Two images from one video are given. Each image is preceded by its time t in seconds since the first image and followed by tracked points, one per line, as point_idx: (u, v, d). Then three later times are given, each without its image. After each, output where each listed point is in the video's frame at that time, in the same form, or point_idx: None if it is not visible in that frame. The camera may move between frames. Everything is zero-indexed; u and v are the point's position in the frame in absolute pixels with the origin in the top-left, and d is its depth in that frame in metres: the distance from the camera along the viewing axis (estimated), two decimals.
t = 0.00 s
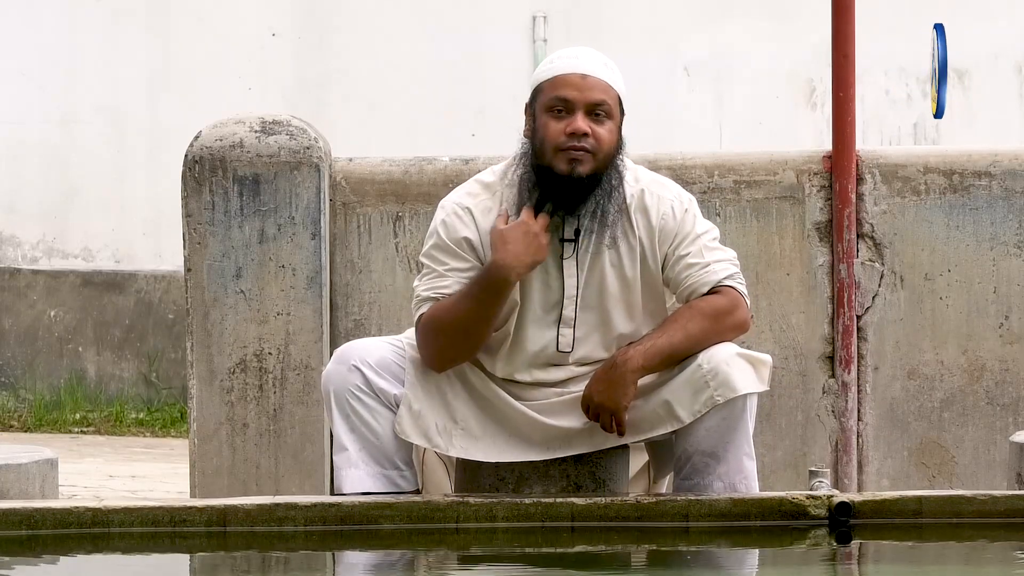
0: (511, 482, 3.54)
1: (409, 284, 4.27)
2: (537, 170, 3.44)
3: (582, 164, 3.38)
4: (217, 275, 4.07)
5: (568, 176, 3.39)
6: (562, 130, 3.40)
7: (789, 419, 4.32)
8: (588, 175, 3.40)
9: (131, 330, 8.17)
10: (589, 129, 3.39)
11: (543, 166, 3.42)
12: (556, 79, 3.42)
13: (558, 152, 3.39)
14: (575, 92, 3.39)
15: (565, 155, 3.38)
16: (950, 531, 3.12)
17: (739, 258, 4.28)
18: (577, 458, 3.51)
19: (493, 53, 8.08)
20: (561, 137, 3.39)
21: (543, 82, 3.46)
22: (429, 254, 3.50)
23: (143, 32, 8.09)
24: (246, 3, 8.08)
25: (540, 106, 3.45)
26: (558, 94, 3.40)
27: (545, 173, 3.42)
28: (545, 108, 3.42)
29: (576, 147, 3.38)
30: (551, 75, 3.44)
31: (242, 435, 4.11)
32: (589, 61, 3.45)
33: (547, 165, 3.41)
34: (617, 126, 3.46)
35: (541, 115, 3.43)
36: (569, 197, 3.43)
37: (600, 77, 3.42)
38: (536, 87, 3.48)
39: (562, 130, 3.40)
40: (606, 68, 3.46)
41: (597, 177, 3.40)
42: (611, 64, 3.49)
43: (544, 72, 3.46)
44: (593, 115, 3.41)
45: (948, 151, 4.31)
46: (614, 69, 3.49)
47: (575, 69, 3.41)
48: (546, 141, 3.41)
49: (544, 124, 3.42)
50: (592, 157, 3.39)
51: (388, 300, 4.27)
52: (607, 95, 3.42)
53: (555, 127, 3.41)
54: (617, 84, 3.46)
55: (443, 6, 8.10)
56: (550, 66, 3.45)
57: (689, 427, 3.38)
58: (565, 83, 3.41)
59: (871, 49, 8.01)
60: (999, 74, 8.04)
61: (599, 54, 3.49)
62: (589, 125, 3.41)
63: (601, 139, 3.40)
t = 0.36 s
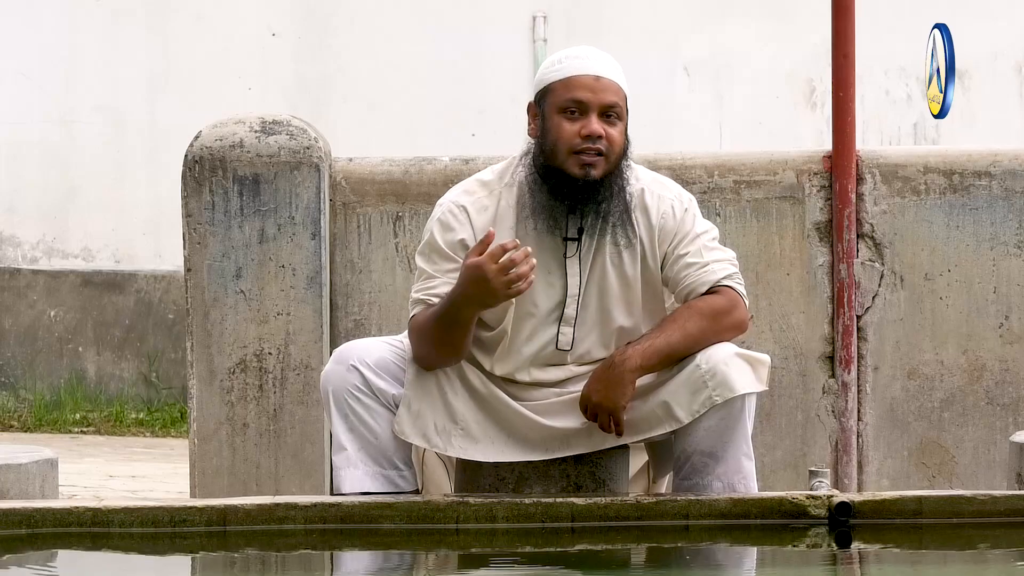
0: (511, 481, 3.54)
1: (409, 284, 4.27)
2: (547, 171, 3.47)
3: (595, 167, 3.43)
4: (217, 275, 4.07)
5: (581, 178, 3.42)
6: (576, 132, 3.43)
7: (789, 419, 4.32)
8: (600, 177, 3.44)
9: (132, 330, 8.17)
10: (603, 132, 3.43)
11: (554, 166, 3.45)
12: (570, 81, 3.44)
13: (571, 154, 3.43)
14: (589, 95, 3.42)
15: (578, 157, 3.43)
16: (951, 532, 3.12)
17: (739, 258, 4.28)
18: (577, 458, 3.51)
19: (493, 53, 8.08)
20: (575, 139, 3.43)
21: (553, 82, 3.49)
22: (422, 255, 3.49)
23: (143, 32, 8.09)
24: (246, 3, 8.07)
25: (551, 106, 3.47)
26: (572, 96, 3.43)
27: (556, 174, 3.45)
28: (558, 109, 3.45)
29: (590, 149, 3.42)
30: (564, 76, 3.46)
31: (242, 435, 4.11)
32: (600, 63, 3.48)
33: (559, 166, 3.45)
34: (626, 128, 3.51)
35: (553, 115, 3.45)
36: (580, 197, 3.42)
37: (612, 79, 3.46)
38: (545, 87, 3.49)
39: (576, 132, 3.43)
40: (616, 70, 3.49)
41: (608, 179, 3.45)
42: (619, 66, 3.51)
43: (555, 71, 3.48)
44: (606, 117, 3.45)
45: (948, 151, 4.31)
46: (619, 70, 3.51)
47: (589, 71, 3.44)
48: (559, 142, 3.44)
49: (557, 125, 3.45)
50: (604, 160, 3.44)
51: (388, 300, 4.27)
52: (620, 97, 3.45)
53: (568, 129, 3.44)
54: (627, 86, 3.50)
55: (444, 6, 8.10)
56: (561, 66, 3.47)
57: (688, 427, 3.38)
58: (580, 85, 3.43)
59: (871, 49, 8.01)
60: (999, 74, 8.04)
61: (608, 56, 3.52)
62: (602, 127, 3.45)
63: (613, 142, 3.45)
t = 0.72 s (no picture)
0: (511, 481, 3.54)
1: (409, 283, 4.28)
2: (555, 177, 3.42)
3: (604, 173, 3.39)
4: (217, 275, 4.07)
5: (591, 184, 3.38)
6: (586, 139, 3.38)
7: (789, 418, 4.32)
8: (608, 184, 3.40)
9: (132, 330, 8.17)
10: (614, 139, 3.39)
11: (563, 173, 3.40)
12: (580, 86, 3.40)
13: (581, 160, 3.38)
14: (600, 101, 3.38)
15: (588, 163, 3.37)
16: (951, 531, 3.12)
17: (739, 258, 4.27)
18: (577, 458, 3.51)
19: (493, 53, 8.08)
20: (585, 146, 3.38)
21: (563, 87, 3.44)
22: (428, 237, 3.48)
23: (143, 32, 8.09)
24: (246, 3, 8.07)
25: (560, 112, 3.42)
26: (583, 102, 3.39)
27: (565, 180, 3.40)
28: (569, 115, 3.40)
29: (601, 156, 3.38)
30: (574, 81, 3.41)
31: (242, 435, 4.11)
32: (609, 69, 3.44)
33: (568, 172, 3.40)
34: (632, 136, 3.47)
35: (564, 121, 3.41)
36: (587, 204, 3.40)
37: (622, 86, 3.43)
38: (555, 91, 3.44)
39: (586, 138, 3.38)
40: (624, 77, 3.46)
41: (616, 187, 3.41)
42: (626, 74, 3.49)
43: (564, 77, 3.43)
44: (616, 123, 3.42)
45: (948, 151, 4.31)
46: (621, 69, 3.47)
47: (600, 77, 3.40)
48: (569, 148, 3.39)
49: (568, 131, 3.40)
50: (614, 167, 3.41)
51: (388, 300, 4.26)
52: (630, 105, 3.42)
53: (579, 134, 3.39)
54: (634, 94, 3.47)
55: (444, 6, 8.10)
56: (570, 72, 3.43)
57: (688, 428, 3.38)
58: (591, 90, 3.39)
59: (871, 49, 8.01)
60: (999, 74, 8.04)
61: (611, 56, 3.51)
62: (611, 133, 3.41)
63: (623, 148, 3.41)
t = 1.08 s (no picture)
0: (511, 481, 3.54)
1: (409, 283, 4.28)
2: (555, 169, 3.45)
3: (604, 168, 3.41)
4: (217, 275, 4.07)
5: (590, 178, 3.41)
6: (587, 133, 3.41)
7: (789, 418, 4.32)
8: (608, 179, 3.43)
9: (132, 330, 8.17)
10: (615, 134, 3.41)
11: (563, 166, 3.43)
12: (586, 80, 3.41)
13: (580, 154, 3.41)
14: (604, 97, 3.40)
15: (587, 157, 3.40)
16: (951, 531, 3.12)
17: (739, 258, 4.27)
18: (577, 458, 3.51)
19: (493, 52, 8.08)
20: (585, 140, 3.40)
21: (569, 80, 3.45)
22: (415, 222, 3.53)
23: (143, 32, 8.08)
24: (246, 3, 8.08)
25: (564, 104, 3.44)
26: (586, 96, 3.40)
27: (565, 173, 3.43)
28: (572, 108, 3.42)
29: (601, 151, 3.40)
30: (580, 75, 3.42)
31: (242, 435, 4.10)
32: (617, 64, 3.45)
33: (568, 164, 3.42)
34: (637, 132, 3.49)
35: (566, 114, 3.43)
36: (587, 197, 3.42)
37: (629, 83, 3.43)
38: (561, 83, 3.46)
39: (587, 133, 3.41)
40: (632, 72, 3.47)
41: (616, 181, 3.43)
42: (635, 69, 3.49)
43: (571, 69, 3.44)
44: (619, 120, 3.43)
45: (947, 151, 4.31)
46: (631, 66, 3.50)
47: (606, 72, 3.41)
48: (569, 140, 3.42)
49: (569, 124, 3.42)
50: (614, 162, 3.42)
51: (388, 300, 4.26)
52: (635, 102, 3.43)
53: (580, 128, 3.42)
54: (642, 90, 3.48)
55: (444, 6, 8.10)
56: (578, 65, 3.44)
57: (688, 427, 3.38)
58: (596, 85, 3.40)
59: (871, 49, 8.01)
60: (999, 74, 8.04)
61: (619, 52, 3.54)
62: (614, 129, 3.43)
63: (625, 144, 3.42)
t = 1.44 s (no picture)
0: (512, 482, 3.54)
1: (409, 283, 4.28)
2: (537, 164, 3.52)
3: (582, 168, 3.47)
4: (217, 276, 4.06)
5: (567, 175, 3.48)
6: (568, 132, 3.46)
7: (789, 418, 4.31)
8: (587, 177, 3.49)
9: (132, 330, 8.23)
10: (595, 135, 3.46)
11: (544, 160, 3.50)
12: (572, 79, 3.44)
13: (560, 151, 3.47)
14: (587, 99, 3.43)
15: (566, 156, 3.46)
16: (951, 531, 3.12)
17: (739, 258, 4.27)
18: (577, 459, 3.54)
19: (493, 52, 8.08)
20: (566, 139, 3.46)
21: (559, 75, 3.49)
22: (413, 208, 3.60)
23: (143, 32, 8.09)
24: (246, 3, 8.08)
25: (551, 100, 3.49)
26: (571, 96, 3.44)
27: (545, 168, 3.50)
28: (556, 105, 3.47)
29: (579, 152, 3.45)
30: (569, 73, 3.45)
31: (242, 435, 4.10)
32: (608, 62, 3.46)
33: (549, 160, 3.50)
34: (625, 132, 3.52)
35: (551, 109, 3.48)
36: (566, 195, 3.49)
37: (616, 85, 3.45)
38: (552, 77, 3.50)
39: (568, 132, 3.46)
40: (624, 71, 3.48)
41: (595, 180, 3.49)
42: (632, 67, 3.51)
43: (563, 66, 3.47)
44: (602, 121, 3.46)
45: (948, 151, 4.31)
46: (626, 56, 3.53)
47: (592, 74, 3.43)
48: (551, 138, 3.49)
49: (552, 121, 3.48)
50: (593, 162, 3.47)
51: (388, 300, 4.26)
52: (620, 104, 3.46)
53: (562, 127, 3.47)
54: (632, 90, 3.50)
55: (444, 6, 8.10)
56: (570, 61, 3.46)
57: (684, 424, 3.38)
58: (580, 86, 3.43)
59: (872, 49, 8.01)
60: (1000, 74, 8.04)
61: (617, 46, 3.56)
62: (596, 130, 3.47)
63: (605, 146, 3.47)
